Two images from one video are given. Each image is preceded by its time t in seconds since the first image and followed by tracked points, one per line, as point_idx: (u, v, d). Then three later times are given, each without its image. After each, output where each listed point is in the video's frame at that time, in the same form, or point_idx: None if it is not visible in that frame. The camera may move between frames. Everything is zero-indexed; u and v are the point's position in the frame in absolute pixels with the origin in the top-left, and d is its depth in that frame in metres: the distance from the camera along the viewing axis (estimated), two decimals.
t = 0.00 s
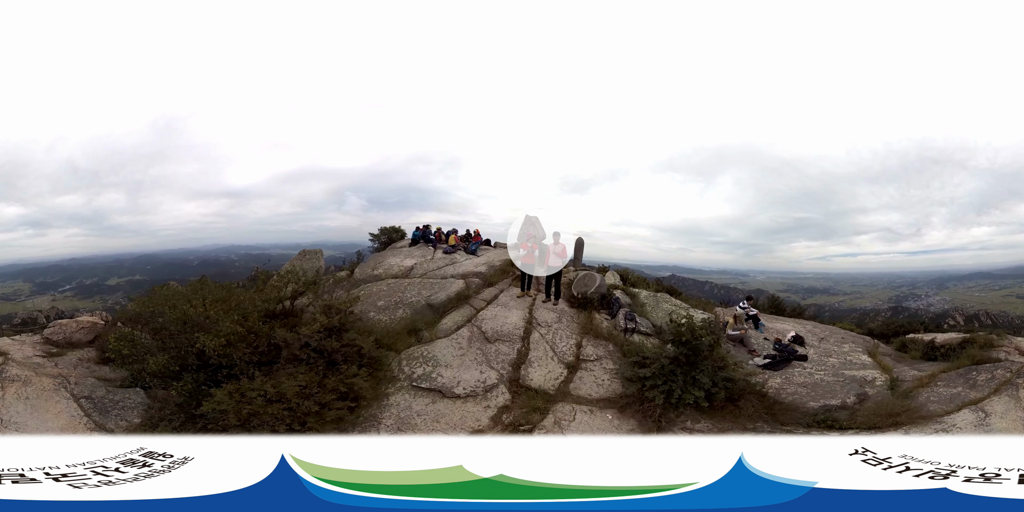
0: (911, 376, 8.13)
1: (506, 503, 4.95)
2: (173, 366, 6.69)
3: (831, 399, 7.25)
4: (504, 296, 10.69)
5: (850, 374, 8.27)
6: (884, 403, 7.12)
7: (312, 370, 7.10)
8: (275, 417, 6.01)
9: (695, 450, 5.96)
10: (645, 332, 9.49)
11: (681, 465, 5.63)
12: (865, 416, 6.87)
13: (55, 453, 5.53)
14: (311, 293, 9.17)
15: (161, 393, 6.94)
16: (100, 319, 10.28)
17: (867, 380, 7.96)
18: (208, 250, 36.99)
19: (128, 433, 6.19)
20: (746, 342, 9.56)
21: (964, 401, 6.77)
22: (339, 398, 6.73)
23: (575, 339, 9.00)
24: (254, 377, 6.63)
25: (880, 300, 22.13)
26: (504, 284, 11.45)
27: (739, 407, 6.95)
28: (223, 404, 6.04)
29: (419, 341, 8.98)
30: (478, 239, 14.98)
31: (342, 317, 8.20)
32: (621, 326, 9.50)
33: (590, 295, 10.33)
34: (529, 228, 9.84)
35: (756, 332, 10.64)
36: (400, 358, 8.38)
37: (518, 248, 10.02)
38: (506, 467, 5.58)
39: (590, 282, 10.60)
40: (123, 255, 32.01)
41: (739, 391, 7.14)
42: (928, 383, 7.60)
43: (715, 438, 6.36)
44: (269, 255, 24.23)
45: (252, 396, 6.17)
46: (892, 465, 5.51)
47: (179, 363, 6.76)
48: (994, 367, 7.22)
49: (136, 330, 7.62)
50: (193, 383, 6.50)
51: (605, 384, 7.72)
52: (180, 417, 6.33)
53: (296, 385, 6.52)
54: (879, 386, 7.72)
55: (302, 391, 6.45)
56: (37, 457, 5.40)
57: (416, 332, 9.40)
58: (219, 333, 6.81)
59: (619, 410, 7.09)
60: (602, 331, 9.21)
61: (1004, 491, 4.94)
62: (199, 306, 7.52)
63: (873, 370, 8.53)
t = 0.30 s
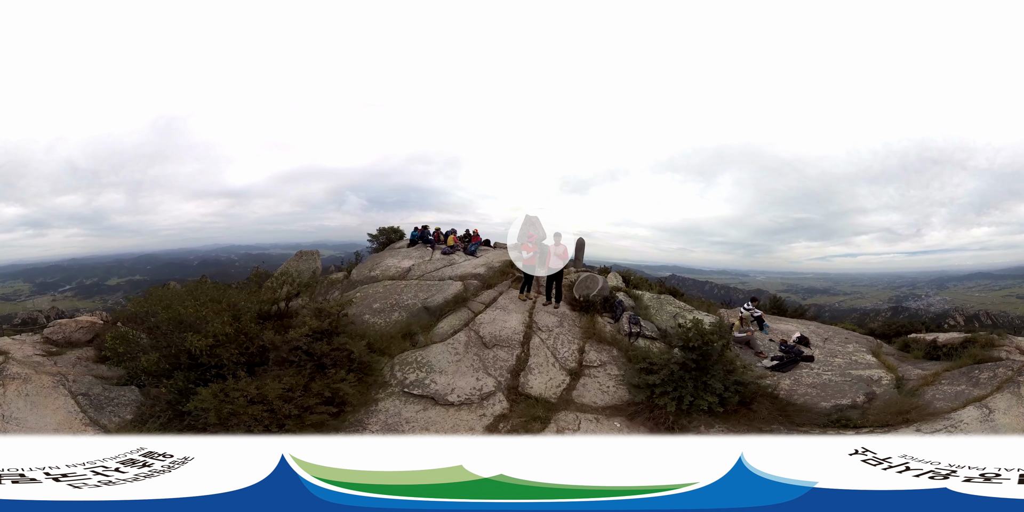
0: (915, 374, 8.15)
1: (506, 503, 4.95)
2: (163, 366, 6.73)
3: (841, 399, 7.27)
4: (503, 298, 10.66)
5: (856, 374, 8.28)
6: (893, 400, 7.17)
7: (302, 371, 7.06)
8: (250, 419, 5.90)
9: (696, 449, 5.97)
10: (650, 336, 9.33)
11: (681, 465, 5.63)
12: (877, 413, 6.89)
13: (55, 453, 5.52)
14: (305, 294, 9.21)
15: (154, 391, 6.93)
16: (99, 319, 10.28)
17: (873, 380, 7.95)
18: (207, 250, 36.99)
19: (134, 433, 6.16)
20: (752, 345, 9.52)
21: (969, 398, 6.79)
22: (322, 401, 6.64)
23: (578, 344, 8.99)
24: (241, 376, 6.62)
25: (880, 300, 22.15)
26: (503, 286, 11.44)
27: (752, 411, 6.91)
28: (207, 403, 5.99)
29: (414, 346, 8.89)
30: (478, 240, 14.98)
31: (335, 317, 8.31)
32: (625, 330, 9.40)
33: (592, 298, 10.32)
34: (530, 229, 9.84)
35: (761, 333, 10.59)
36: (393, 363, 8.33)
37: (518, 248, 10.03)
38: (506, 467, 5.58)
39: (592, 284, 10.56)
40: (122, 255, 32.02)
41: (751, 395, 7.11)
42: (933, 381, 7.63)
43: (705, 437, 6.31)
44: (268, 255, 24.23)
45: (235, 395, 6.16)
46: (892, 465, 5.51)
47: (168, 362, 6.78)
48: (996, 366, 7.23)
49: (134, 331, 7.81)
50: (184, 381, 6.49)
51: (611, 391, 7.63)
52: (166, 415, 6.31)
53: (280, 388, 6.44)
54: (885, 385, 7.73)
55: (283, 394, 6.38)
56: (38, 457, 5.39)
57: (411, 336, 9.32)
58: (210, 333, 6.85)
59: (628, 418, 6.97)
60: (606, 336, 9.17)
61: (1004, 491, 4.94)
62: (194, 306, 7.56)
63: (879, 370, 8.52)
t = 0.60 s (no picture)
0: (919, 374, 8.17)
1: (506, 503, 4.94)
2: (153, 364, 6.81)
3: (850, 399, 7.25)
4: (502, 302, 10.60)
5: (862, 374, 8.25)
6: (900, 399, 7.17)
7: (289, 371, 7.04)
8: (229, 419, 5.95)
9: (696, 449, 5.97)
10: (654, 341, 9.25)
11: (681, 465, 5.63)
12: (887, 412, 6.89)
13: (57, 454, 5.52)
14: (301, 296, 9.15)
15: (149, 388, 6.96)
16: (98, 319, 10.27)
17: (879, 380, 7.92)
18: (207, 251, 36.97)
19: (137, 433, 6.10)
20: (758, 347, 9.47)
21: (973, 396, 6.87)
22: (306, 403, 6.59)
23: (579, 350, 8.85)
24: (227, 375, 6.68)
25: (880, 300, 22.16)
26: (501, 288, 11.41)
27: (765, 413, 6.80)
28: (193, 402, 6.07)
29: (409, 350, 8.81)
30: (476, 240, 14.96)
31: (327, 320, 8.16)
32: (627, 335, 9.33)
33: (594, 301, 10.18)
34: (529, 229, 9.82)
35: (765, 335, 10.53)
36: (385, 367, 8.22)
37: (518, 248, 10.01)
38: (506, 467, 5.58)
39: (592, 287, 10.52)
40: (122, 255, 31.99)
41: (763, 397, 6.99)
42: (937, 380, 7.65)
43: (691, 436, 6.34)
44: (268, 255, 24.22)
45: (220, 394, 6.22)
46: (892, 465, 5.51)
47: (160, 361, 6.88)
48: (998, 365, 7.30)
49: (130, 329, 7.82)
50: (175, 379, 6.59)
51: (615, 399, 7.48)
52: (156, 411, 6.40)
53: (264, 387, 6.46)
54: (891, 385, 7.72)
55: (268, 395, 6.37)
56: (38, 457, 5.40)
57: (406, 339, 9.27)
58: (201, 332, 6.89)
59: (635, 425, 6.75)
60: (609, 341, 9.05)
61: (1004, 491, 4.94)
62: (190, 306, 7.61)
63: (883, 369, 8.51)
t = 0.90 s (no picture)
0: (921, 372, 8.19)
1: (506, 503, 4.94)
2: (146, 362, 6.86)
3: (856, 397, 7.25)
4: (499, 303, 10.47)
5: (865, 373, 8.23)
6: (905, 398, 7.18)
7: (280, 372, 7.06)
8: (214, 416, 6.00)
9: (696, 449, 5.96)
10: (656, 344, 9.19)
11: (681, 465, 5.63)
12: (893, 409, 6.91)
13: (58, 454, 5.53)
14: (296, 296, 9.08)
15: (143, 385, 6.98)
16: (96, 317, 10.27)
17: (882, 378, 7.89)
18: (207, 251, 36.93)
19: (135, 432, 6.10)
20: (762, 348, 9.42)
21: (975, 394, 6.91)
22: (291, 404, 6.61)
23: (580, 354, 8.69)
24: (217, 374, 6.66)
25: (880, 300, 22.18)
26: (500, 289, 11.37)
27: (774, 414, 6.80)
28: (182, 398, 6.11)
29: (403, 353, 8.71)
30: (474, 240, 14.95)
31: (317, 324, 8.18)
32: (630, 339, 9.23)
33: (595, 304, 10.11)
34: (529, 229, 9.81)
35: (768, 337, 10.51)
36: (378, 370, 8.11)
37: (518, 248, 10.00)
38: (506, 467, 5.58)
39: (593, 289, 10.51)
40: (122, 255, 31.91)
41: (772, 399, 6.94)
42: (939, 378, 7.68)
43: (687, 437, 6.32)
44: (268, 255, 24.19)
45: (208, 389, 6.28)
46: (892, 465, 5.51)
47: (155, 358, 6.92)
48: (999, 364, 7.35)
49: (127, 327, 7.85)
50: (168, 377, 6.64)
51: (618, 404, 7.31)
52: (149, 407, 6.44)
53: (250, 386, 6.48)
54: (895, 384, 7.71)
55: (255, 396, 6.38)
56: (39, 457, 5.40)
57: (400, 342, 9.15)
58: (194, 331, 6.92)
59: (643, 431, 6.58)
60: (610, 344, 8.89)
61: (1004, 491, 4.94)
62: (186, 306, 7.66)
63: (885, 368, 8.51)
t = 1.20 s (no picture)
0: (924, 371, 8.21)
1: (506, 502, 4.94)
2: (139, 360, 6.96)
3: (863, 396, 7.25)
4: (499, 306, 10.43)
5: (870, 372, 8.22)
6: (910, 396, 7.21)
7: (272, 373, 7.00)
8: (198, 415, 6.02)
9: (696, 450, 5.96)
10: (663, 348, 9.02)
11: (681, 465, 5.63)
12: (900, 407, 6.94)
13: (56, 453, 5.54)
14: (291, 298, 9.03)
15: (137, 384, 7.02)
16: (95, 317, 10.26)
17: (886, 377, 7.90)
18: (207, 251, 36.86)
19: (136, 432, 6.09)
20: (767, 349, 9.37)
21: (977, 391, 6.97)
22: (278, 407, 6.48)
23: (583, 358, 8.54)
24: (207, 374, 6.69)
25: (880, 300, 22.20)
26: (500, 291, 11.32)
27: (787, 414, 6.74)
28: (171, 396, 6.13)
29: (399, 356, 8.59)
30: (474, 240, 14.95)
31: (311, 326, 7.97)
32: (636, 341, 9.05)
33: (598, 306, 10.13)
34: (529, 229, 9.77)
35: (774, 338, 10.46)
36: (372, 374, 7.94)
37: (518, 248, 9.99)
38: (506, 467, 5.58)
39: (597, 292, 10.48)
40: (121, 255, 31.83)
41: (783, 399, 6.87)
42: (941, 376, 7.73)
43: (679, 435, 6.38)
44: (268, 255, 24.16)
45: (193, 389, 6.30)
46: (892, 465, 5.51)
47: (149, 358, 7.02)
48: (999, 362, 7.44)
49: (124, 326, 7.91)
50: (160, 376, 6.71)
51: (627, 409, 7.16)
52: (141, 404, 6.50)
53: (239, 386, 6.48)
54: (899, 382, 7.69)
55: (243, 396, 6.35)
56: (38, 457, 5.40)
57: (397, 345, 9.08)
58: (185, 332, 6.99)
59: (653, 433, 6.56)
60: (615, 348, 8.73)
61: (1004, 490, 4.95)
62: (179, 306, 7.70)
63: (889, 368, 8.52)
